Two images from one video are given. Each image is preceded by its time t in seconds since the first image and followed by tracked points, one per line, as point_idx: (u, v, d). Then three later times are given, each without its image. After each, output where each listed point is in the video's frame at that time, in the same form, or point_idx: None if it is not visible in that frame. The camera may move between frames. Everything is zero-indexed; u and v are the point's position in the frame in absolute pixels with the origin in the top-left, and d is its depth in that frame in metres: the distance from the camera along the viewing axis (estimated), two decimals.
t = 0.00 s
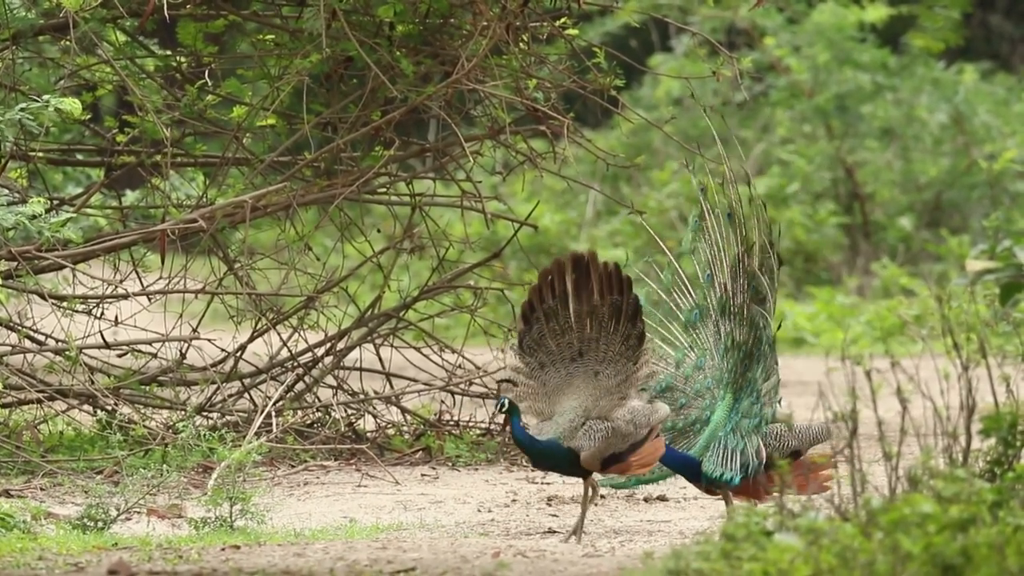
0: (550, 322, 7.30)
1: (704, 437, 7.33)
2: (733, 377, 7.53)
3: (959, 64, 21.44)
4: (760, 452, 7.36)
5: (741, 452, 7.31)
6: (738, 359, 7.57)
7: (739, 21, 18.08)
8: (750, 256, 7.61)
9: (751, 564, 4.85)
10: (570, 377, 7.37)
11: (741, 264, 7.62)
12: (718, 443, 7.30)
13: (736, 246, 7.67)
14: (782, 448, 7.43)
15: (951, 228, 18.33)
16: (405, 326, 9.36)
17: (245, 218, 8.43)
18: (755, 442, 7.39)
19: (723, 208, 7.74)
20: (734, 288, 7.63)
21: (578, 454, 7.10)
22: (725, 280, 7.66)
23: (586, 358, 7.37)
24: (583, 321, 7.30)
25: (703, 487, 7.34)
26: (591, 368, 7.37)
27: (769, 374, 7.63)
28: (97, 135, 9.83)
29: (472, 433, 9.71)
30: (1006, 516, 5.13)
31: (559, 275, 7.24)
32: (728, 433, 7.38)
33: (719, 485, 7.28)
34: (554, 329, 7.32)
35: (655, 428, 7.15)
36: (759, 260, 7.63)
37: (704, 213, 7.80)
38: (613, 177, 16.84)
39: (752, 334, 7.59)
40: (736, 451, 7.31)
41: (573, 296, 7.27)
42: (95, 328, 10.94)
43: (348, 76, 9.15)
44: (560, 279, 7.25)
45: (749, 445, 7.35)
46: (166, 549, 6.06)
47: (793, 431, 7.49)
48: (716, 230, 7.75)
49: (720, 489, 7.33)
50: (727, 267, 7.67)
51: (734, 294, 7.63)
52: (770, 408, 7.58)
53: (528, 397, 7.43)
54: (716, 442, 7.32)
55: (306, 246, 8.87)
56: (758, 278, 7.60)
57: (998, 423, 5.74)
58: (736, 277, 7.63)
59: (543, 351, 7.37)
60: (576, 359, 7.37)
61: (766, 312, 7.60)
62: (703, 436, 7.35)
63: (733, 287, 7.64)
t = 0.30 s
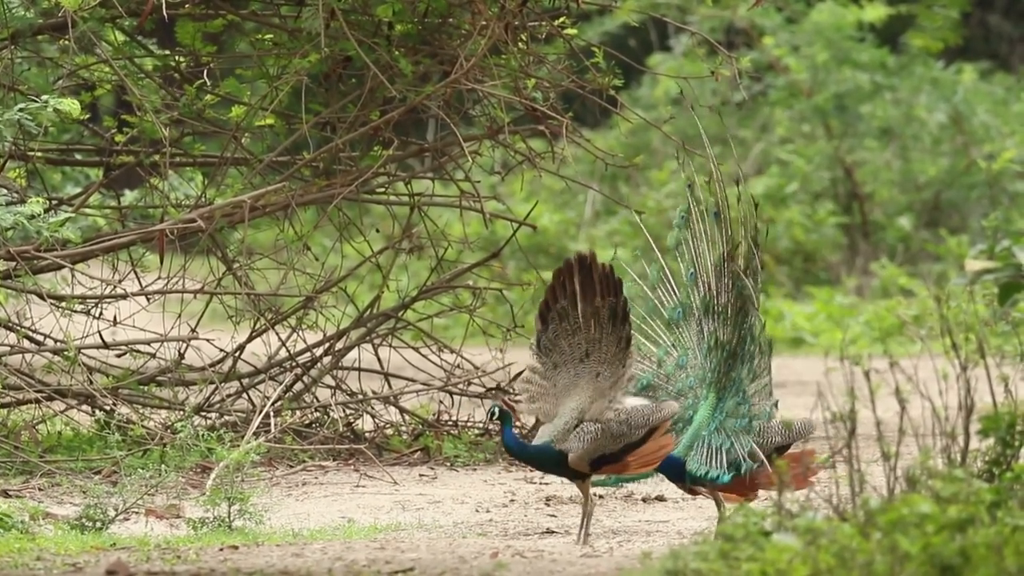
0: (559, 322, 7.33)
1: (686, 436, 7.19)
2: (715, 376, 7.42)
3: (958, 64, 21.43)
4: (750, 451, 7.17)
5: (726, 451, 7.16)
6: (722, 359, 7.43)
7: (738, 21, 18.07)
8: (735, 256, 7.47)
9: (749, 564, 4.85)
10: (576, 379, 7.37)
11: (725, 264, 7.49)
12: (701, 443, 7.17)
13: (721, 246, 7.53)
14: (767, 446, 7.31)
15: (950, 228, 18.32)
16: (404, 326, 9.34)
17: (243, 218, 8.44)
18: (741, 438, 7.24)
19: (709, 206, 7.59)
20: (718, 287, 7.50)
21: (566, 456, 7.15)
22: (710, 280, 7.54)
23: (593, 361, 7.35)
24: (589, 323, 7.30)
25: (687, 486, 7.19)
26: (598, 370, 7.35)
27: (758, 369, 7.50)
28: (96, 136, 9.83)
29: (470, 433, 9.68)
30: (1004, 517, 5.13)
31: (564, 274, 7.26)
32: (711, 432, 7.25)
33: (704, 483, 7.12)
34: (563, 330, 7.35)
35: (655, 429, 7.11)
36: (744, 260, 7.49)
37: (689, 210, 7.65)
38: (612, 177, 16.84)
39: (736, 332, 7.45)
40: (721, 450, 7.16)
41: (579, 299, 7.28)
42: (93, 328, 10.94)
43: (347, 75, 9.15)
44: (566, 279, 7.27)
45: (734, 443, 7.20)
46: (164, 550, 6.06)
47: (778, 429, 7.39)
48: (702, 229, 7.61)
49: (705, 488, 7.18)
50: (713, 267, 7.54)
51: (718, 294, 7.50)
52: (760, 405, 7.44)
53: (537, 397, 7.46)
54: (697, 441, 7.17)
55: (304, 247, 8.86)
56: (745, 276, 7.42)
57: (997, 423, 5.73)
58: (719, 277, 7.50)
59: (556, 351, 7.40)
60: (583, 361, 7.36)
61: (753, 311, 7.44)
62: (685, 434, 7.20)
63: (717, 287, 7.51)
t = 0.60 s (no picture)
0: (562, 323, 7.29)
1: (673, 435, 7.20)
2: (703, 377, 7.46)
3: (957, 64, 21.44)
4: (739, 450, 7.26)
5: (714, 451, 7.23)
6: (711, 360, 7.48)
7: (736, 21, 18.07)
8: (726, 257, 7.56)
9: (748, 564, 4.85)
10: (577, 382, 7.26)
11: (716, 265, 7.58)
12: (690, 442, 7.21)
13: (711, 246, 7.61)
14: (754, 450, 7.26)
15: (948, 228, 18.32)
16: (402, 325, 9.30)
17: (242, 217, 8.43)
18: (728, 440, 7.29)
19: (700, 207, 7.68)
20: (708, 288, 7.58)
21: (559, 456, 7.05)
22: (700, 281, 7.59)
23: (593, 364, 7.25)
24: (589, 324, 7.23)
25: (673, 486, 7.22)
26: (598, 373, 7.23)
27: (747, 370, 7.56)
28: (94, 135, 9.82)
29: (468, 433, 9.69)
30: (1003, 516, 5.13)
31: (565, 274, 7.24)
32: (698, 432, 7.31)
33: (691, 483, 7.16)
34: (565, 331, 7.29)
35: (653, 429, 7.00)
36: (736, 261, 7.56)
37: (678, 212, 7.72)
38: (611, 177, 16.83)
39: (725, 332, 7.52)
40: (707, 450, 7.24)
41: (580, 299, 7.24)
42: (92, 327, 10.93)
43: (346, 75, 9.16)
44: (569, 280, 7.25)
45: (721, 443, 7.28)
46: (163, 549, 6.05)
47: (766, 431, 7.36)
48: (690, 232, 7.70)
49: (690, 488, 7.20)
50: (703, 268, 7.61)
51: (707, 295, 7.57)
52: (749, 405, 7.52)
53: (542, 401, 7.39)
54: (685, 440, 7.22)
55: (303, 247, 8.83)
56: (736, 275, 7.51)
57: (996, 423, 5.73)
58: (709, 278, 7.58)
59: (559, 353, 7.33)
60: (584, 364, 7.26)
61: (744, 310, 7.51)
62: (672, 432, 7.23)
63: (706, 288, 7.58)
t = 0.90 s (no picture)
0: (561, 321, 7.27)
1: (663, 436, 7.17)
2: (690, 375, 7.45)
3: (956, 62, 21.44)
4: (737, 452, 7.29)
5: (708, 452, 7.26)
6: (698, 358, 7.47)
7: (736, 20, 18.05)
8: (717, 255, 7.55)
9: (747, 562, 4.84)
10: (575, 380, 7.25)
11: (704, 263, 7.55)
12: (681, 443, 7.23)
13: (698, 243, 7.58)
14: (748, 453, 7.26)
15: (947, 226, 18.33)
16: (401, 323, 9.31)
17: (240, 216, 8.43)
18: (724, 442, 7.31)
19: (691, 204, 7.59)
20: (693, 286, 7.55)
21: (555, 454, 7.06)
22: (684, 279, 7.57)
23: (590, 362, 7.22)
24: (586, 322, 7.21)
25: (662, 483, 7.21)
26: (594, 372, 7.21)
27: (739, 368, 7.57)
28: (93, 133, 9.81)
29: (467, 431, 9.67)
30: (1001, 514, 5.13)
31: (566, 273, 7.23)
32: (689, 432, 7.32)
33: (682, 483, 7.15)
34: (564, 329, 7.27)
35: (648, 426, 6.98)
36: (727, 259, 7.56)
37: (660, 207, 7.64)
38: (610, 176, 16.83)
39: (714, 332, 7.50)
40: (701, 450, 7.26)
41: (578, 298, 7.21)
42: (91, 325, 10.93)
43: (344, 74, 9.17)
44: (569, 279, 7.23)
45: (719, 443, 7.31)
46: (161, 547, 6.05)
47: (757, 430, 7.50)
48: (676, 227, 7.64)
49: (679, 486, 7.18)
50: (688, 265, 7.57)
51: (693, 293, 7.54)
52: (742, 404, 7.54)
53: (541, 397, 7.39)
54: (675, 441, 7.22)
55: (302, 245, 8.84)
56: (726, 274, 7.51)
57: (994, 421, 5.72)
58: (695, 276, 7.55)
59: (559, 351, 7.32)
60: (581, 362, 7.24)
61: (733, 309, 7.52)
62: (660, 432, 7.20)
63: (693, 286, 7.55)
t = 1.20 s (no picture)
0: (550, 319, 7.14)
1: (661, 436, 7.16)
2: (685, 377, 7.46)
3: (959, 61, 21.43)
4: (740, 452, 7.34)
5: (707, 452, 7.29)
6: (693, 360, 7.48)
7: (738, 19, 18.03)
8: (714, 256, 7.57)
9: (750, 562, 4.84)
10: (563, 378, 7.14)
11: (702, 264, 7.58)
12: (679, 444, 7.23)
13: (695, 244, 7.59)
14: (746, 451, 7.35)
15: (949, 226, 18.32)
16: (404, 324, 9.31)
17: (243, 216, 8.43)
18: (725, 441, 7.36)
19: (691, 205, 7.63)
20: (689, 287, 7.57)
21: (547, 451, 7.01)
22: (679, 278, 7.57)
23: (580, 360, 7.12)
24: (578, 321, 7.10)
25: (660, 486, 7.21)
26: (584, 370, 7.11)
27: (738, 369, 7.62)
28: (96, 133, 9.81)
29: (470, 431, 9.68)
30: (1004, 515, 5.13)
31: (559, 270, 7.12)
32: (685, 433, 7.33)
33: (680, 484, 7.17)
34: (554, 326, 7.14)
35: (639, 425, 7.01)
36: (723, 261, 7.59)
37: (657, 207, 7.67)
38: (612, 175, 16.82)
39: (710, 333, 7.52)
40: (700, 451, 7.28)
41: (571, 296, 7.11)
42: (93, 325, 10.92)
43: (347, 73, 9.17)
44: (562, 277, 7.13)
45: (719, 444, 7.34)
46: (165, 548, 6.05)
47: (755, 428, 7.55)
48: (672, 227, 7.65)
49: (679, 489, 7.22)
50: (684, 265, 7.58)
51: (690, 295, 7.57)
52: (742, 404, 7.57)
53: (525, 396, 7.25)
54: (670, 442, 7.21)
55: (304, 245, 8.84)
56: (723, 276, 7.54)
57: (997, 421, 5.72)
58: (693, 277, 7.57)
59: (545, 349, 7.19)
60: (570, 360, 7.13)
61: (730, 311, 7.55)
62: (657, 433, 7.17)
63: (689, 287, 7.57)
